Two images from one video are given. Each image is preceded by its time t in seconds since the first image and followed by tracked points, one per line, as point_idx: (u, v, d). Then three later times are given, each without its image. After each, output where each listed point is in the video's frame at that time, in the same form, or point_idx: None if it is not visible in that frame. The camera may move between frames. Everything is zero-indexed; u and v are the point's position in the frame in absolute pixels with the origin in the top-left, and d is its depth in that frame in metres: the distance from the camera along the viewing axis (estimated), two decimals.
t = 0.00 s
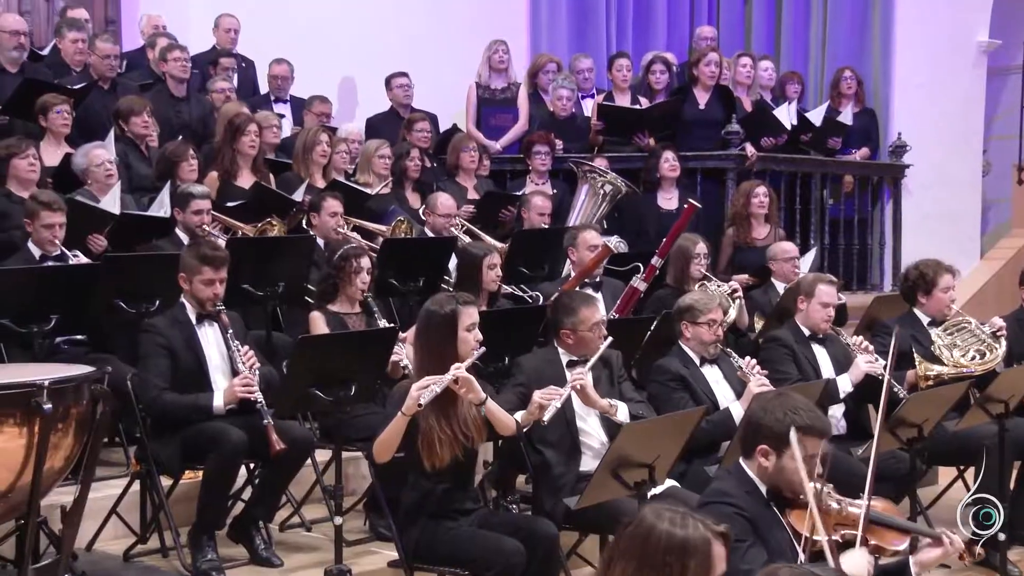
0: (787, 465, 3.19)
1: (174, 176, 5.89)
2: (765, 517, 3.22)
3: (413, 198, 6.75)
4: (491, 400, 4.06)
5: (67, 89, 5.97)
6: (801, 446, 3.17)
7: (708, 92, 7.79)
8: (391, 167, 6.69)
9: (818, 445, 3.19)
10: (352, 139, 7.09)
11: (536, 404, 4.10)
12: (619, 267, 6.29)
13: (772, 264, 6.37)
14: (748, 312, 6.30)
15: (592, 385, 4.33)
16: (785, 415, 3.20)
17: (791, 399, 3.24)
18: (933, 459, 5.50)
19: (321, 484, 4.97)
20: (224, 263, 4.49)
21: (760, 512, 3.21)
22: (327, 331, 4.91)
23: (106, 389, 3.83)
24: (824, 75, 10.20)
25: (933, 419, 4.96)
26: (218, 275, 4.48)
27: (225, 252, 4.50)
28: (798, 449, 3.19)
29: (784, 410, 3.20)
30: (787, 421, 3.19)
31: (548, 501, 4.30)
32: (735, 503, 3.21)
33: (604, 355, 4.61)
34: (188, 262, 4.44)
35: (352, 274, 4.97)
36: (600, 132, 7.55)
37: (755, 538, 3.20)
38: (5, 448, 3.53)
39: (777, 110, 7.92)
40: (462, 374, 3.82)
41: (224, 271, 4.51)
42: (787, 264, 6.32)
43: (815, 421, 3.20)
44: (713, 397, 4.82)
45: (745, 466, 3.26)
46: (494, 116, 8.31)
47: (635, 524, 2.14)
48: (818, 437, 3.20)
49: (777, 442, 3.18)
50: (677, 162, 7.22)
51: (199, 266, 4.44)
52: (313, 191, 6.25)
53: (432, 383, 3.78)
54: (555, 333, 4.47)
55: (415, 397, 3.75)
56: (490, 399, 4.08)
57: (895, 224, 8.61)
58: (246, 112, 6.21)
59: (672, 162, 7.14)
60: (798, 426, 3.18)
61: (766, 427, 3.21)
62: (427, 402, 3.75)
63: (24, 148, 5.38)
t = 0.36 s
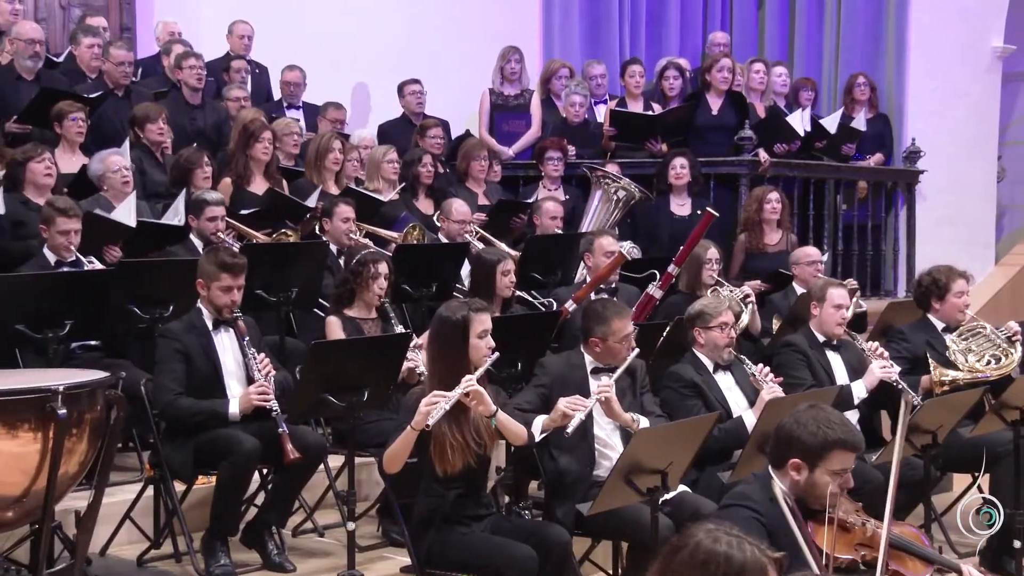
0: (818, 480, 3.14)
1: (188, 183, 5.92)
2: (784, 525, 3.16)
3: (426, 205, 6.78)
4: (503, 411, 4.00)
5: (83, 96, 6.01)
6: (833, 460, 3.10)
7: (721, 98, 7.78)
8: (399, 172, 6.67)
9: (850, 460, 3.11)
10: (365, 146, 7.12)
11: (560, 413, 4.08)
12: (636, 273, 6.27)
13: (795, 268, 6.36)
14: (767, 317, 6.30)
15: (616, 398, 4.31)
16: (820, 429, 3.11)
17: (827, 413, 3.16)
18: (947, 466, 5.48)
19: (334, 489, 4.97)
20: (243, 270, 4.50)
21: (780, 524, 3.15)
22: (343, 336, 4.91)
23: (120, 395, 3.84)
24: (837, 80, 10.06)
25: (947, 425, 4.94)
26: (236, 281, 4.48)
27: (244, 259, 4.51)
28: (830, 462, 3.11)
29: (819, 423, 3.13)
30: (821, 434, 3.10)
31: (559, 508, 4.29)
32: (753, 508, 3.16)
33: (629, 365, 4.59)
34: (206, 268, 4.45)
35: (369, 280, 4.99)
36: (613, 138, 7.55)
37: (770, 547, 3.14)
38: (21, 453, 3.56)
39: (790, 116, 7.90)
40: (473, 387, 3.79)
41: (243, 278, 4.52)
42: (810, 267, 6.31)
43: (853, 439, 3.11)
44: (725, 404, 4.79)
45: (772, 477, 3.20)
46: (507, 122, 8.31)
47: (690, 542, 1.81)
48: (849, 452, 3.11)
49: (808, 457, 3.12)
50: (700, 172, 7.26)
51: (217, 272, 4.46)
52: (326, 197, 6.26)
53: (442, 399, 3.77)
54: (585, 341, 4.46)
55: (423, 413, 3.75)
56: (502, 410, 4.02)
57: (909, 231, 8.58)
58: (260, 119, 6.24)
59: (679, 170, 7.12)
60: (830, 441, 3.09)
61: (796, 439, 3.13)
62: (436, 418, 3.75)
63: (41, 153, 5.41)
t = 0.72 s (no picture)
0: (841, 478, 3.16)
1: (202, 186, 5.93)
2: (808, 525, 3.10)
3: (437, 209, 6.78)
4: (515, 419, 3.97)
5: (97, 101, 6.03)
6: (855, 457, 3.14)
7: (733, 101, 7.77)
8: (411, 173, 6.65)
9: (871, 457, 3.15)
10: (377, 150, 7.14)
11: (586, 416, 4.12)
12: (650, 278, 6.28)
13: (817, 271, 6.33)
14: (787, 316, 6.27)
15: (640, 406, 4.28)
16: (840, 427, 3.15)
17: (845, 411, 3.20)
18: (961, 471, 5.45)
19: (346, 493, 4.97)
20: (261, 274, 4.52)
21: (804, 522, 3.09)
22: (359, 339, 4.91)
23: (134, 398, 3.85)
24: (850, 84, 10.14)
25: (961, 430, 4.93)
26: (254, 285, 4.50)
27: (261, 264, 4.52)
28: (852, 460, 3.14)
29: (839, 422, 3.16)
30: (842, 432, 3.14)
31: (570, 511, 4.28)
32: (780, 511, 3.11)
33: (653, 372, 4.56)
34: (225, 272, 4.47)
35: (386, 285, 4.98)
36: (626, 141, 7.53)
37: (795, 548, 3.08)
38: (35, 456, 3.56)
39: (803, 120, 7.89)
40: (485, 397, 3.78)
41: (260, 282, 4.53)
42: (832, 271, 6.29)
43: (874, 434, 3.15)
44: (738, 408, 4.78)
45: (795, 479, 3.21)
46: (519, 126, 8.32)
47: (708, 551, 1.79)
48: (870, 450, 3.15)
49: (831, 455, 3.14)
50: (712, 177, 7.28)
51: (236, 276, 4.47)
52: (339, 201, 6.27)
53: (454, 411, 3.76)
54: (614, 345, 4.43)
55: (435, 425, 3.74)
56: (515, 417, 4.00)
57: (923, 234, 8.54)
58: (272, 124, 6.26)
59: (690, 173, 7.10)
60: (852, 437, 3.13)
61: (817, 439, 3.16)
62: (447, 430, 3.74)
63: (53, 159, 5.43)
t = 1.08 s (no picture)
0: (832, 468, 3.20)
1: (218, 190, 5.95)
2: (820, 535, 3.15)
3: (452, 212, 6.82)
4: (533, 408, 4.04)
5: (114, 104, 6.06)
6: (843, 446, 3.19)
7: (749, 104, 7.76)
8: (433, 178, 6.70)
9: (857, 446, 3.21)
10: (392, 153, 7.15)
11: (608, 392, 4.10)
12: (662, 281, 6.25)
13: (834, 274, 6.28)
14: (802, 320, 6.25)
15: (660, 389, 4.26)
16: (822, 419, 3.22)
17: (823, 403, 3.27)
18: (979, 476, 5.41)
19: (360, 496, 4.97)
20: (276, 270, 4.51)
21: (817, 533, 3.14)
22: (374, 341, 4.92)
23: (150, 401, 3.84)
24: (866, 87, 10.03)
25: (979, 434, 4.88)
26: (270, 282, 4.49)
27: (276, 260, 4.51)
28: (839, 450, 3.20)
29: (820, 414, 3.24)
30: (825, 424, 3.21)
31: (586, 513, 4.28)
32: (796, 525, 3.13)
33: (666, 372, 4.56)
34: (240, 270, 4.47)
35: (395, 284, 4.98)
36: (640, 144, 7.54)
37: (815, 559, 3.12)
38: (52, 459, 3.57)
39: (819, 123, 7.87)
40: (502, 386, 3.79)
41: (275, 279, 4.52)
42: (850, 275, 6.23)
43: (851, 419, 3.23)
44: (754, 411, 4.75)
45: (785, 479, 3.26)
46: (535, 129, 8.32)
47: (674, 532, 2.10)
48: (856, 438, 3.21)
49: (818, 447, 3.20)
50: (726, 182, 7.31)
51: (250, 273, 4.46)
52: (355, 204, 6.29)
53: (470, 394, 3.76)
54: (630, 341, 4.43)
55: (453, 409, 3.74)
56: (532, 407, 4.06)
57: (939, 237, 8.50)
58: (286, 128, 6.28)
59: (706, 177, 7.10)
60: (837, 426, 3.20)
61: (803, 434, 3.23)
62: (464, 414, 3.74)
63: (70, 162, 5.46)
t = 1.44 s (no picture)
0: (833, 464, 3.28)
1: (236, 193, 5.98)
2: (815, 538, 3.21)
3: (468, 215, 6.84)
4: (547, 411, 4.03)
5: (132, 108, 6.09)
6: (841, 442, 3.28)
7: (765, 107, 7.75)
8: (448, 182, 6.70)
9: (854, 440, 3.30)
10: (409, 156, 7.16)
11: (616, 374, 4.10)
12: (677, 284, 6.25)
13: (849, 278, 6.25)
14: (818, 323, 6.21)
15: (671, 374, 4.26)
16: (818, 419, 3.31)
17: (817, 404, 3.37)
18: (999, 481, 5.36)
19: (376, 499, 4.96)
20: (286, 272, 4.53)
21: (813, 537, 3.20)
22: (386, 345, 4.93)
23: (168, 404, 3.83)
24: (883, 89, 9.97)
25: (997, 439, 4.85)
26: (280, 283, 4.51)
27: (286, 261, 4.54)
28: (837, 446, 3.29)
29: (815, 413, 3.33)
30: (822, 422, 3.30)
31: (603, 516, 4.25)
32: (786, 527, 3.22)
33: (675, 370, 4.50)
34: (250, 272, 4.49)
35: (405, 287, 4.99)
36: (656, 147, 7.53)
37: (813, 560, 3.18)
38: (69, 462, 3.56)
39: (835, 126, 7.84)
40: (518, 387, 3.80)
41: (286, 280, 4.54)
42: (866, 278, 6.21)
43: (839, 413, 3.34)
44: (770, 414, 4.67)
45: (786, 483, 3.32)
46: (551, 132, 8.33)
47: (662, 530, 2.18)
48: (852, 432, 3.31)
49: (818, 445, 3.29)
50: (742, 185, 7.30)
51: (261, 275, 4.49)
52: (371, 207, 6.30)
53: (486, 393, 3.75)
54: (632, 338, 4.41)
55: (468, 407, 3.74)
56: (546, 410, 4.05)
57: (958, 240, 8.45)
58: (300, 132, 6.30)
59: (724, 180, 7.09)
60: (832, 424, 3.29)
61: (801, 434, 3.32)
62: (480, 411, 3.73)
63: (89, 165, 5.50)
